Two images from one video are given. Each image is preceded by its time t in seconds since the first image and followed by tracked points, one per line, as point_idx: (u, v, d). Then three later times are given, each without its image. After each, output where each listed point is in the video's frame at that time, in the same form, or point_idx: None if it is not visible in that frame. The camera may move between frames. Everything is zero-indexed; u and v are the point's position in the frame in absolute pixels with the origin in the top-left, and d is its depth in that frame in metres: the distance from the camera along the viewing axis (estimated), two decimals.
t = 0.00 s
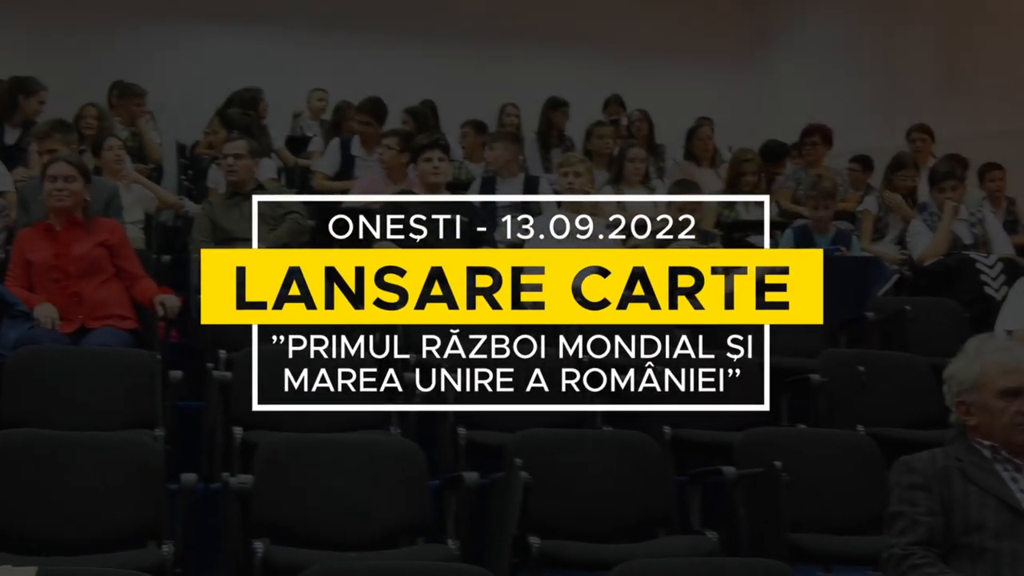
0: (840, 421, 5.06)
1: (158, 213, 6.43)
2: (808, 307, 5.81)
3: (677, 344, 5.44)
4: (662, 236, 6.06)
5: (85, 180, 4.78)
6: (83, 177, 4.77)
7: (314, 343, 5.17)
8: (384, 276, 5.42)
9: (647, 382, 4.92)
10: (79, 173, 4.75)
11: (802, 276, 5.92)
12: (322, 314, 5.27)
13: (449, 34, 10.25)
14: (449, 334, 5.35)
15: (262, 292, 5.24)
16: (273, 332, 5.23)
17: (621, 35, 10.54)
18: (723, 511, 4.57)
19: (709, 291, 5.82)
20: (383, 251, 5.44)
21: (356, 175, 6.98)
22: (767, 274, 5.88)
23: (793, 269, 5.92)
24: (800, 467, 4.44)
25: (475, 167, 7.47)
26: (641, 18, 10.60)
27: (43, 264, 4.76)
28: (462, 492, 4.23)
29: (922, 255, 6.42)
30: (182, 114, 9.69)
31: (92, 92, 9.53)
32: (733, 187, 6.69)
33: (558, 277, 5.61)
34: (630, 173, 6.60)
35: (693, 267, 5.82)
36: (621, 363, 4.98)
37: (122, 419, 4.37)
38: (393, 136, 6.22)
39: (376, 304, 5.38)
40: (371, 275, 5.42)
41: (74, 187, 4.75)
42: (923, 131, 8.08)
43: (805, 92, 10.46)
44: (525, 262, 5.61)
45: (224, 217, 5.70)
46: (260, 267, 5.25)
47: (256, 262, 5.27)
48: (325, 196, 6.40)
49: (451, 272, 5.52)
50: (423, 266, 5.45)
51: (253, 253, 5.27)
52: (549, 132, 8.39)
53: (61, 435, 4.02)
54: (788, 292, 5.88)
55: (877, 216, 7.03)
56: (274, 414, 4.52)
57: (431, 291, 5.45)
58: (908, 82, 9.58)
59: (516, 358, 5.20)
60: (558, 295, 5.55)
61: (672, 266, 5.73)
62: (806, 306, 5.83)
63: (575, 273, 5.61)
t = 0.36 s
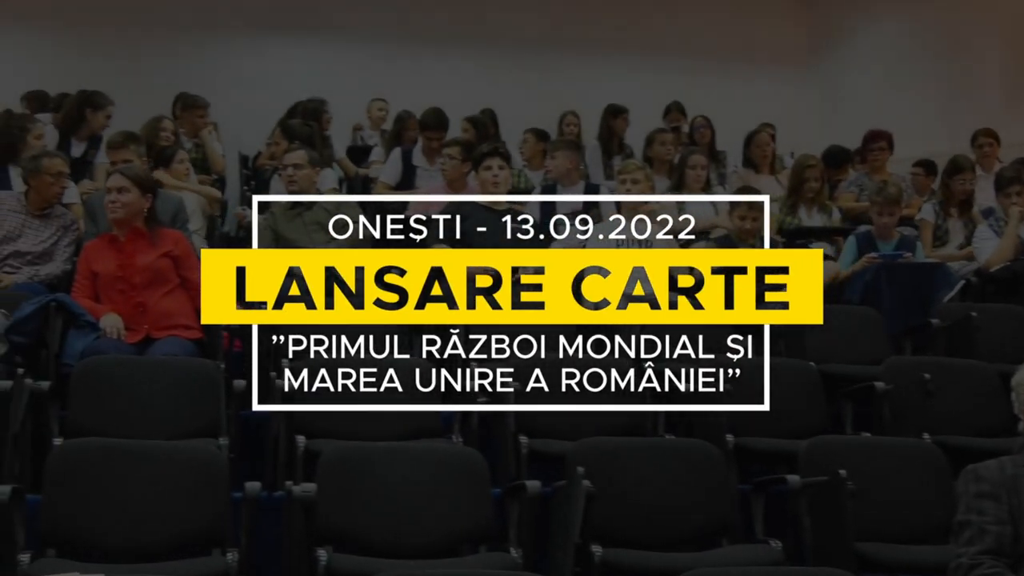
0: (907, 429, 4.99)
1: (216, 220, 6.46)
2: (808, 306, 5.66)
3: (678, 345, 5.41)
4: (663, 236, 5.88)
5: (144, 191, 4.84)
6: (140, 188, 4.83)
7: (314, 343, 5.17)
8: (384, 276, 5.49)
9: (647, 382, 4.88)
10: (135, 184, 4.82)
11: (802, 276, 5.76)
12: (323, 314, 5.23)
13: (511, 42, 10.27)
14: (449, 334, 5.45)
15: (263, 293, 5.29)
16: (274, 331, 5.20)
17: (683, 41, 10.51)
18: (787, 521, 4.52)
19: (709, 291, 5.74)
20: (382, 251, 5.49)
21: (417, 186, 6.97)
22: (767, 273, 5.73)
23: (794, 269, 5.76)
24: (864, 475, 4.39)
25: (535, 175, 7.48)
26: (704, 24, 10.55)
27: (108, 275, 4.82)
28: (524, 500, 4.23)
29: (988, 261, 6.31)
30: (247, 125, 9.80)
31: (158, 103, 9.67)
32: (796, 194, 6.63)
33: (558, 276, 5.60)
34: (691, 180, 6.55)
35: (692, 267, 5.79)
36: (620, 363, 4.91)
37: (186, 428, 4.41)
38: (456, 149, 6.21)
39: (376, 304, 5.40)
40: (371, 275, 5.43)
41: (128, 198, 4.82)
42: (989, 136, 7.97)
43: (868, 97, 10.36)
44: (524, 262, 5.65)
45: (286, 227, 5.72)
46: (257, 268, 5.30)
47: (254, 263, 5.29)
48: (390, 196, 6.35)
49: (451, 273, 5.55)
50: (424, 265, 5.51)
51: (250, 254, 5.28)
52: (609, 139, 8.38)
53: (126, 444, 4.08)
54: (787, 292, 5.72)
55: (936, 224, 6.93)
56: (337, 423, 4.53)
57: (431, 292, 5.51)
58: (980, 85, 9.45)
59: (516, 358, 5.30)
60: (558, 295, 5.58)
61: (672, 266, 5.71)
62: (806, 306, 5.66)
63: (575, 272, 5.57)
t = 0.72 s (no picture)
0: (963, 434, 4.93)
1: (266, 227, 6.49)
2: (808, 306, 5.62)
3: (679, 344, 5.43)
4: (662, 236, 5.85)
5: (196, 199, 4.87)
6: (193, 197, 4.86)
7: (313, 342, 5.17)
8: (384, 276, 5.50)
9: (647, 382, 4.85)
10: (187, 193, 4.86)
11: (801, 274, 5.72)
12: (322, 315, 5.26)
13: (560, 48, 10.29)
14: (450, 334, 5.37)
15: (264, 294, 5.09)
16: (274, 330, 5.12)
17: (733, 45, 10.49)
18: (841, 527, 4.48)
19: (709, 291, 5.61)
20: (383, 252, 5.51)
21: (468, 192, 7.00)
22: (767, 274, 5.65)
23: (793, 269, 5.72)
24: (919, 481, 4.35)
25: (586, 180, 7.48)
26: (756, 29, 10.52)
27: (163, 281, 4.86)
28: (576, 506, 4.22)
29: None
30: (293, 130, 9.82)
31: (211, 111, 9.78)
32: (848, 195, 6.57)
33: (558, 276, 5.63)
34: (742, 185, 6.49)
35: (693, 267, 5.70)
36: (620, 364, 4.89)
37: (239, 434, 4.44)
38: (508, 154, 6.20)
39: (376, 304, 5.37)
40: (370, 275, 5.43)
41: (180, 207, 4.85)
42: None
43: (920, 100, 10.27)
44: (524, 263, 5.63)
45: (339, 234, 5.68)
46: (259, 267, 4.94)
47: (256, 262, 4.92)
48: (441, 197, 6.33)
49: (451, 272, 5.60)
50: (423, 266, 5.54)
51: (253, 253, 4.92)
52: (659, 144, 8.38)
53: (179, 450, 4.10)
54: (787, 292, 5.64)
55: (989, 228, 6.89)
56: (388, 428, 4.54)
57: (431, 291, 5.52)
58: None
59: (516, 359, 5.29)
60: (558, 295, 5.58)
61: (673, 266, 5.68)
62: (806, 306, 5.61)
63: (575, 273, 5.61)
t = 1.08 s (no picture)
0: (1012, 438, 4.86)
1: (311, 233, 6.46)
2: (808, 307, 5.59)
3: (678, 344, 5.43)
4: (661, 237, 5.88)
5: (240, 203, 4.93)
6: (235, 200, 4.91)
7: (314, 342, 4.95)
8: (384, 275, 5.44)
9: (647, 382, 4.74)
10: (231, 197, 4.91)
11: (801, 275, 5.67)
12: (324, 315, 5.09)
13: (601, 52, 10.30)
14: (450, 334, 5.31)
15: (262, 292, 4.85)
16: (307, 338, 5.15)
17: (777, 46, 10.44)
18: (888, 531, 4.44)
19: (709, 291, 5.58)
20: (382, 252, 5.49)
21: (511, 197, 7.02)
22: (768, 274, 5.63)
23: (793, 269, 5.68)
24: (968, 485, 4.31)
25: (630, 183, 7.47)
26: (799, 32, 10.48)
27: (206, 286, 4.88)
28: (620, 509, 4.21)
29: None
30: (346, 137, 10.07)
31: (255, 117, 9.90)
32: (891, 194, 6.57)
33: (558, 277, 5.54)
34: (787, 187, 6.60)
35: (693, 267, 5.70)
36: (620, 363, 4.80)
37: (284, 438, 4.45)
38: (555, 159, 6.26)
39: (376, 304, 5.36)
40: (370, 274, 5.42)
41: (225, 211, 4.89)
42: None
43: (965, 102, 10.19)
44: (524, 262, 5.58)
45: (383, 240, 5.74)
46: (259, 267, 4.86)
47: (256, 261, 4.88)
48: (485, 197, 6.37)
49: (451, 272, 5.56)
50: (423, 266, 5.50)
51: (253, 253, 4.88)
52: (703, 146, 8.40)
53: (224, 454, 4.12)
54: (787, 292, 5.64)
55: None
56: (432, 432, 4.54)
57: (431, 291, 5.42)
58: None
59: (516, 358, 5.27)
60: (559, 295, 5.50)
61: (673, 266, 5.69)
62: (806, 306, 5.61)
63: (576, 271, 5.54)
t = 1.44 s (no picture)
0: None
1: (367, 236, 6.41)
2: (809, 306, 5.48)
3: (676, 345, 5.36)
4: (661, 236, 5.82)
5: (290, 207, 4.99)
6: (286, 205, 4.98)
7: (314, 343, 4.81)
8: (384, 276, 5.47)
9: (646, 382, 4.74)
10: (282, 202, 4.98)
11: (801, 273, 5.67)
12: (323, 315, 4.88)
13: (649, 52, 10.24)
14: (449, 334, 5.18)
15: (263, 292, 4.82)
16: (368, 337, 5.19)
17: (826, 44, 10.33)
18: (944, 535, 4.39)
19: (709, 292, 5.55)
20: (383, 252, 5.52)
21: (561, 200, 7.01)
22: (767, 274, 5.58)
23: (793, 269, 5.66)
24: None
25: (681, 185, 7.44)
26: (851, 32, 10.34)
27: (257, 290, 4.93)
28: (672, 513, 4.19)
29: None
30: (394, 140, 10.11)
31: (301, 120, 9.95)
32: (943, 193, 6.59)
33: (557, 277, 5.58)
34: (838, 188, 6.58)
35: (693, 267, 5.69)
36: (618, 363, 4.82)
37: (336, 441, 4.46)
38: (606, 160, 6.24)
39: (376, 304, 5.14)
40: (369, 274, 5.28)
41: (276, 215, 4.97)
42: None
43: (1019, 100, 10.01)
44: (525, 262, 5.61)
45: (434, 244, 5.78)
46: (258, 266, 4.88)
47: (256, 262, 4.89)
48: (535, 199, 6.40)
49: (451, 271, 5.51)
50: (423, 266, 5.50)
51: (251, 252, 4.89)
52: (754, 148, 8.36)
53: (276, 457, 4.14)
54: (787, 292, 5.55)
55: None
56: (483, 434, 4.54)
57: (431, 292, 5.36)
58: None
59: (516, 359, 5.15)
60: (558, 295, 5.52)
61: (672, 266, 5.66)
62: (806, 307, 5.49)
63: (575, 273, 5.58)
